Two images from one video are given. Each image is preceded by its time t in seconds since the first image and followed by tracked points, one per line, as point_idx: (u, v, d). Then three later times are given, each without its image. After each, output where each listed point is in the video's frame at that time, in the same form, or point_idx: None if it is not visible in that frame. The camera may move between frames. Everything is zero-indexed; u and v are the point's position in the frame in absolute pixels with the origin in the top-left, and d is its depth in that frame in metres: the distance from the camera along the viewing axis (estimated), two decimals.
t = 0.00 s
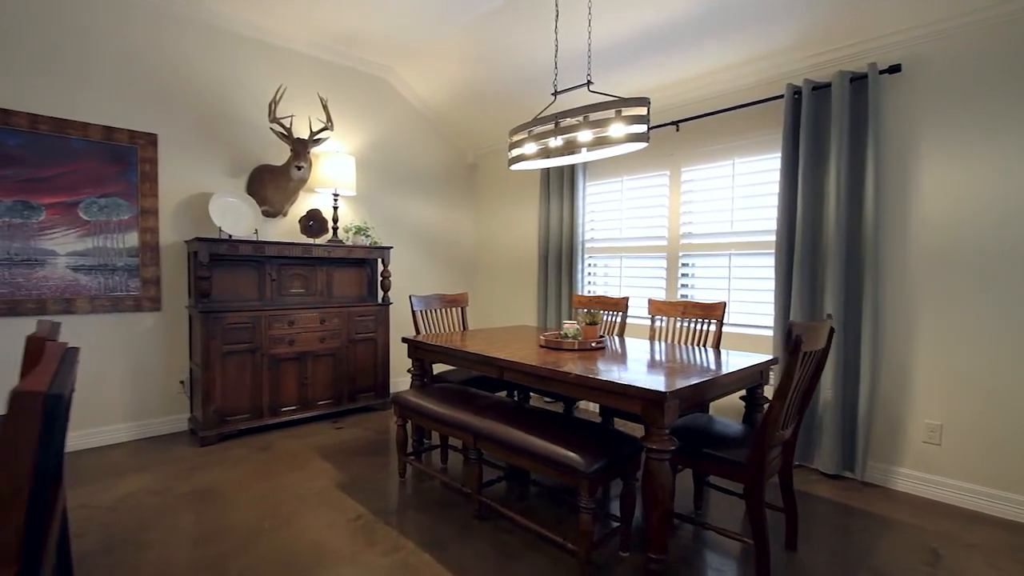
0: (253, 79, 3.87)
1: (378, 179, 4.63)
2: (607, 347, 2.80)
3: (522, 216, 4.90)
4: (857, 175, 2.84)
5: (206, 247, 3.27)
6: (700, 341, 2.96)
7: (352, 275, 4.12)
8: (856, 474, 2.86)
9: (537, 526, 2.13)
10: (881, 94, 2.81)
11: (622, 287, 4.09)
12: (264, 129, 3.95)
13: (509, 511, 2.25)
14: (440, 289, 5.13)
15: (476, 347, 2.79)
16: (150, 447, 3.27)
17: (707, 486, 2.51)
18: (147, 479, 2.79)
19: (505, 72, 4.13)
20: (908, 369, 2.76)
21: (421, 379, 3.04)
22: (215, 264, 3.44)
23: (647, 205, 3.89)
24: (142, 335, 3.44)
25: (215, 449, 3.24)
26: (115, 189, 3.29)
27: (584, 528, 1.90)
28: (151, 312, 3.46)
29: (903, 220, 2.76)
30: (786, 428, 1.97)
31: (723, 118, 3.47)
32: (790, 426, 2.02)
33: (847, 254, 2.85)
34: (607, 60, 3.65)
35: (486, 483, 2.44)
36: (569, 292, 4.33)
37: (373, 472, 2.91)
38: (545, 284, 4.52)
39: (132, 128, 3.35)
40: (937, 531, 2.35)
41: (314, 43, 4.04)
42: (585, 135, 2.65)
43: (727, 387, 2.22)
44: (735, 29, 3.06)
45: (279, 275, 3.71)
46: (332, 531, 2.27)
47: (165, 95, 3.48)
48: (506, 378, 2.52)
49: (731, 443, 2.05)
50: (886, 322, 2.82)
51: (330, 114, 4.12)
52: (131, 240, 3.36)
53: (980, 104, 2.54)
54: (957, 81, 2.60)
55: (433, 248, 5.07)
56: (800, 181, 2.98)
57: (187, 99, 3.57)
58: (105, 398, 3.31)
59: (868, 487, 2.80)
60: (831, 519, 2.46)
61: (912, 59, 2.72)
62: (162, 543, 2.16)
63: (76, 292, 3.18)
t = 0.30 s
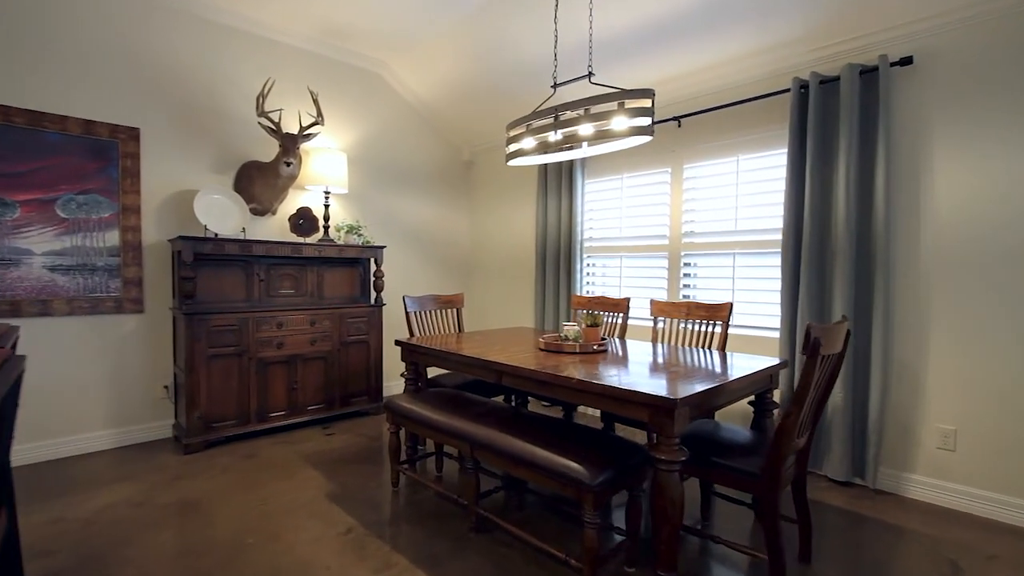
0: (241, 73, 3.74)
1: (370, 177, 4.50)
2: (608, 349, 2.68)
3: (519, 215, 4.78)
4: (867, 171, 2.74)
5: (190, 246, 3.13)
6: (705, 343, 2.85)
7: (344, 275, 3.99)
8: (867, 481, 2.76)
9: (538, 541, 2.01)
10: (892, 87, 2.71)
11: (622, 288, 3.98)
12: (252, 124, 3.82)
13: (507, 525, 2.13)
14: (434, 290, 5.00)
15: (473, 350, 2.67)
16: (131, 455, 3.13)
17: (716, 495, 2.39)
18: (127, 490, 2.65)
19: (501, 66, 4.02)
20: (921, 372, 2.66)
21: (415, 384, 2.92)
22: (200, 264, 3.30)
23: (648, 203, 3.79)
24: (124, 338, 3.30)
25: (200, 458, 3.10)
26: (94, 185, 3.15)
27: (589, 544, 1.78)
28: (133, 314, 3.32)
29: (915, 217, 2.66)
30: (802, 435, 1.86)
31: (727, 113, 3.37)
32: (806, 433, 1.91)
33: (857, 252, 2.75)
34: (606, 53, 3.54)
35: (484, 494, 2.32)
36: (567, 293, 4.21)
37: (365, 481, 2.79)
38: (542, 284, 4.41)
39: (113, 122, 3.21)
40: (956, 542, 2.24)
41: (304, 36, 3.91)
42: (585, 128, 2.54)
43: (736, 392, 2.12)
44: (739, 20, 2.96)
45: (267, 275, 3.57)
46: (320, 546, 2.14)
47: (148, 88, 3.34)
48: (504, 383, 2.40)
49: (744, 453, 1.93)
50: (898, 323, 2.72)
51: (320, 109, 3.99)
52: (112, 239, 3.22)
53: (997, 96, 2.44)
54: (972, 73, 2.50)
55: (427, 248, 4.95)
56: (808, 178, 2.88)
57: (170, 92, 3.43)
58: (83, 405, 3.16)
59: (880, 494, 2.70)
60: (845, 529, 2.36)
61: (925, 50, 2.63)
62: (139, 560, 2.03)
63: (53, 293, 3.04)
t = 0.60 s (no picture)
0: (226, 66, 3.60)
1: (363, 174, 4.38)
2: (610, 352, 2.57)
3: (515, 213, 4.67)
4: (877, 166, 2.65)
5: (173, 245, 2.99)
6: (710, 344, 2.74)
7: (335, 276, 3.87)
8: (878, 488, 2.66)
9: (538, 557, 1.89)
10: (903, 79, 2.61)
11: (622, 288, 3.87)
12: (239, 119, 3.68)
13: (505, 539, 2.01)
14: (429, 290, 4.88)
15: (468, 353, 2.55)
16: (110, 464, 2.99)
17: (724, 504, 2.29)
18: (103, 502, 2.51)
19: (497, 60, 3.90)
20: (934, 374, 2.57)
21: (408, 388, 2.80)
22: (183, 264, 3.16)
23: (649, 200, 3.68)
24: (103, 341, 3.16)
25: (182, 467, 2.97)
26: (72, 182, 3.01)
27: (592, 562, 1.66)
28: (113, 316, 3.18)
29: (928, 214, 2.57)
30: (818, 444, 1.76)
31: (730, 107, 3.26)
32: (822, 440, 1.80)
33: (867, 251, 2.65)
34: (605, 46, 3.43)
35: (480, 505, 2.20)
36: (566, 293, 4.10)
37: (356, 490, 2.66)
38: (540, 284, 4.30)
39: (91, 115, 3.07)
40: (973, 553, 2.15)
41: (292, 28, 3.78)
42: (585, 121, 2.42)
43: (746, 396, 2.01)
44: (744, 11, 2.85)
45: (254, 275, 3.44)
46: (307, 563, 2.02)
47: (128, 80, 3.20)
48: (501, 388, 2.28)
49: (756, 462, 1.83)
50: (909, 324, 2.63)
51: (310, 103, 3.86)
52: (90, 238, 3.08)
53: (1014, 87, 2.34)
54: (988, 63, 2.41)
55: (422, 247, 4.83)
56: (816, 173, 2.78)
57: (152, 85, 3.29)
58: (60, 411, 3.02)
59: (891, 501, 2.60)
60: (858, 539, 2.25)
61: (938, 41, 2.53)
62: None
63: (28, 294, 2.90)
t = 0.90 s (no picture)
0: (210, 57, 3.46)
1: (353, 171, 4.25)
2: (609, 354, 2.47)
3: (510, 212, 4.57)
4: (886, 161, 2.55)
5: (152, 243, 2.86)
6: (713, 346, 2.64)
7: (325, 276, 3.74)
8: (886, 494, 2.57)
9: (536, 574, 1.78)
10: (913, 71, 2.52)
11: (620, 288, 3.77)
12: (223, 113, 3.55)
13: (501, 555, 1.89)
14: (421, 290, 4.76)
15: (462, 355, 2.43)
16: (85, 473, 2.84)
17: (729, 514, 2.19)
18: (75, 514, 2.37)
19: (492, 54, 3.79)
20: (944, 377, 2.48)
21: (399, 392, 2.68)
22: (163, 263, 3.02)
23: (647, 198, 3.58)
24: (79, 344, 3.02)
25: (162, 475, 2.83)
26: (46, 176, 2.87)
27: None
28: (89, 318, 3.03)
29: (938, 211, 2.48)
30: (834, 452, 1.66)
31: (731, 102, 3.17)
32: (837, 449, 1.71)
33: (876, 249, 2.56)
34: (603, 38, 3.33)
35: (475, 517, 2.09)
36: (562, 294, 3.99)
37: (344, 500, 2.54)
38: (536, 284, 4.19)
39: (65, 107, 2.92)
40: (989, 563, 2.06)
41: (279, 19, 3.65)
42: (584, 112, 2.32)
43: (755, 401, 1.91)
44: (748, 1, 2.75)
45: (239, 274, 3.31)
46: None
47: (105, 71, 3.06)
48: (496, 393, 2.17)
49: (767, 472, 1.73)
50: (919, 324, 2.54)
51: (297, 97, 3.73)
52: (65, 235, 2.93)
53: None
54: (1002, 54, 2.32)
55: (414, 247, 4.71)
56: (822, 169, 2.68)
57: (130, 77, 3.15)
58: (33, 418, 2.87)
59: (901, 508, 2.51)
60: (870, 550, 2.15)
61: (948, 32, 2.44)
62: None
63: None
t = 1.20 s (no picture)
0: (191, 48, 3.32)
1: (341, 167, 4.12)
2: (607, 357, 2.37)
3: (503, 210, 4.46)
4: (891, 158, 2.48)
5: (128, 241, 2.72)
6: (714, 348, 2.55)
7: (311, 276, 3.61)
8: (891, 501, 2.50)
9: None
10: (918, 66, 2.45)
11: (616, 288, 3.68)
12: (205, 106, 3.41)
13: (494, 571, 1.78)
14: (412, 290, 4.64)
15: (453, 358, 2.32)
16: (56, 483, 2.70)
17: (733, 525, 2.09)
18: (42, 528, 2.24)
19: (485, 48, 3.68)
20: (951, 380, 2.41)
21: (387, 397, 2.56)
22: (140, 262, 2.88)
23: (645, 196, 3.49)
24: (51, 347, 2.87)
25: (138, 485, 2.69)
26: (15, 171, 2.72)
27: None
28: (61, 319, 2.89)
29: (945, 209, 2.41)
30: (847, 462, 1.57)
31: (730, 97, 3.09)
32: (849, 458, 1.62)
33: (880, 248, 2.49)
34: (599, 32, 3.23)
35: (467, 530, 1.98)
36: (557, 294, 3.89)
37: (329, 511, 2.42)
38: (530, 284, 4.09)
39: (35, 98, 2.78)
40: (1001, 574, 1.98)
41: (264, 9, 3.51)
42: (581, 105, 2.22)
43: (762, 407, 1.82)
44: None
45: (221, 274, 3.17)
46: None
47: (78, 61, 2.91)
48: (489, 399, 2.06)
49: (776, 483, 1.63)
50: (924, 326, 2.47)
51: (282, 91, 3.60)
52: (36, 233, 2.79)
53: None
54: (1011, 48, 2.25)
55: (405, 246, 4.58)
56: (825, 165, 2.60)
57: (106, 67, 3.01)
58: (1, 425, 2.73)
59: (906, 515, 2.44)
60: (878, 560, 2.07)
61: (956, 25, 2.37)
62: None
63: None
